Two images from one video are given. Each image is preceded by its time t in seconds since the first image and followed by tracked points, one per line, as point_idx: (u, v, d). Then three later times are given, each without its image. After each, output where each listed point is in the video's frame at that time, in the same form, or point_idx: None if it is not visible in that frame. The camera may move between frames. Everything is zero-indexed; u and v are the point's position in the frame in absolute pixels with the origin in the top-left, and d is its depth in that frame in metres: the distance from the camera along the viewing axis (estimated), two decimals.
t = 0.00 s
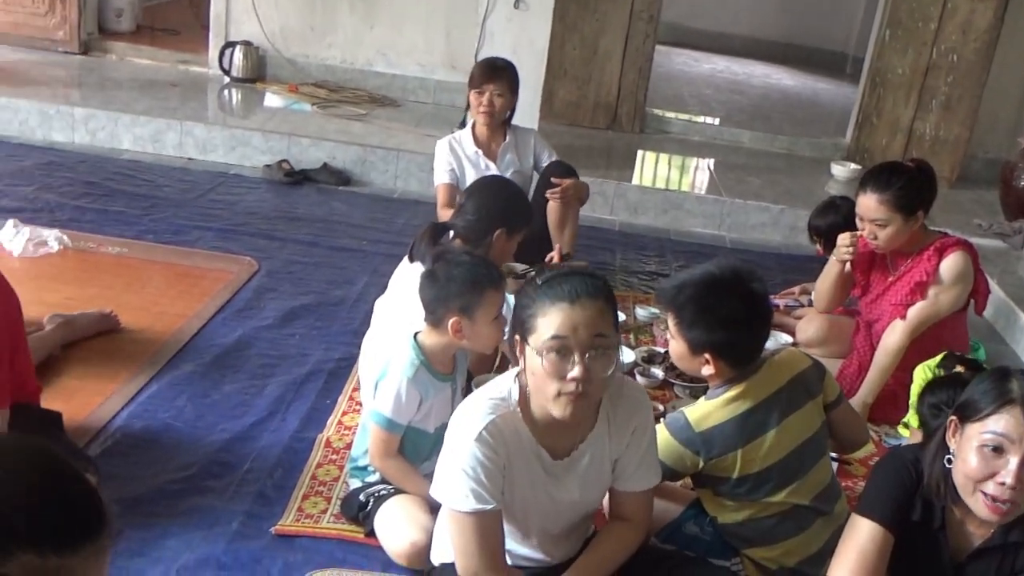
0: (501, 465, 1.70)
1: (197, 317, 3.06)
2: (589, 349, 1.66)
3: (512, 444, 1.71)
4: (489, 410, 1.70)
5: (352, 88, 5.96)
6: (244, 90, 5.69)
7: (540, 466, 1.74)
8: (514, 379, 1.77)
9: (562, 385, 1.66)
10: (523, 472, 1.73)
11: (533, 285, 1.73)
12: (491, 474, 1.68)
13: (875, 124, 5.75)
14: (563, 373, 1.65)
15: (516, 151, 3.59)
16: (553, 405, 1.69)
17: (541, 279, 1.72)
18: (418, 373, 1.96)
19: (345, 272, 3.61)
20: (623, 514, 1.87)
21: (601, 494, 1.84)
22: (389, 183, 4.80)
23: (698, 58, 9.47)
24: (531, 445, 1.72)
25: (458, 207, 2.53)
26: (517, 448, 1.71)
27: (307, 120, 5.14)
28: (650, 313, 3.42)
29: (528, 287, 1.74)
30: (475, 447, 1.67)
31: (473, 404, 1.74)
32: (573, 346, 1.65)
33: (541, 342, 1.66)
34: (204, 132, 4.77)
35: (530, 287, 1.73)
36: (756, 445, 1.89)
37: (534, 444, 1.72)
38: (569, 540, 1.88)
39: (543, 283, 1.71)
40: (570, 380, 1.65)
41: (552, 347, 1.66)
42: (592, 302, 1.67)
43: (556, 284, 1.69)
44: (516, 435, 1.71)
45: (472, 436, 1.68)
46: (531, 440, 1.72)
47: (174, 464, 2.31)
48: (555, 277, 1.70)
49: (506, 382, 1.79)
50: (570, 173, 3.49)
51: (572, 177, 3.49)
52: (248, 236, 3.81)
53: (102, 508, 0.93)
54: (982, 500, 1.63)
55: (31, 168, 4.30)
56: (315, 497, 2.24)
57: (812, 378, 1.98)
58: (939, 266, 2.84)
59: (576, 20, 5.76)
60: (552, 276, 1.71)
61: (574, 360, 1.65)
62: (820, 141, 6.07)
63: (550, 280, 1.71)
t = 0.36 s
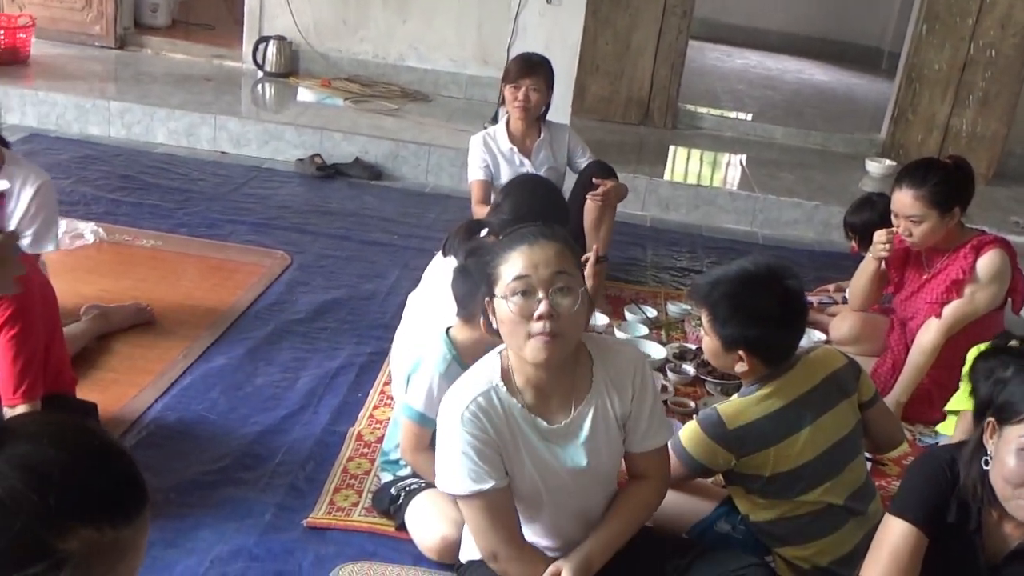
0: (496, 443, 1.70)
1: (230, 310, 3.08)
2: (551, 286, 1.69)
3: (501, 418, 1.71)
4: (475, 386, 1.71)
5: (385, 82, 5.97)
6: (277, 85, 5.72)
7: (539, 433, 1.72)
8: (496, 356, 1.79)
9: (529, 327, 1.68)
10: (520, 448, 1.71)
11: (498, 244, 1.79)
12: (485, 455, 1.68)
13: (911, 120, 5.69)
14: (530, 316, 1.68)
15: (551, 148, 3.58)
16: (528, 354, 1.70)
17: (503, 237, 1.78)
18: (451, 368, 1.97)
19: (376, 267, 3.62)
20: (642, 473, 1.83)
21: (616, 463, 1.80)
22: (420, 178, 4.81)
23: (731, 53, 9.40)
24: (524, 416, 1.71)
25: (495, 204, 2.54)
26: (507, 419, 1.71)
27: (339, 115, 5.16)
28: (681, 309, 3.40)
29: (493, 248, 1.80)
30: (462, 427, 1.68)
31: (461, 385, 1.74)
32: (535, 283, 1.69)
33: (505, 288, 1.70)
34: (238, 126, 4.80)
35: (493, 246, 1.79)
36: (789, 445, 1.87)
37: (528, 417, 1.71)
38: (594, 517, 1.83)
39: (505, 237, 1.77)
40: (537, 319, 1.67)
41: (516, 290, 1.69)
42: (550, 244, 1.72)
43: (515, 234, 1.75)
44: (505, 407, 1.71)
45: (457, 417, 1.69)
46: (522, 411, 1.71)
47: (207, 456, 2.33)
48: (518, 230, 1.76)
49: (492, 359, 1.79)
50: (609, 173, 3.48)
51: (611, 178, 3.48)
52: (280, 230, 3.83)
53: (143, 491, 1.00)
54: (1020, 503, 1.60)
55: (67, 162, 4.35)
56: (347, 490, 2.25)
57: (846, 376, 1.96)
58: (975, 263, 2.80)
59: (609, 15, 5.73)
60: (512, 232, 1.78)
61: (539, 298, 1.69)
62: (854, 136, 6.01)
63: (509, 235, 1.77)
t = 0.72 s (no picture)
0: (538, 410, 1.72)
1: (265, 305, 3.10)
2: (644, 286, 1.66)
3: (548, 388, 1.72)
4: (529, 353, 1.74)
5: (417, 78, 5.98)
6: (310, 81, 5.75)
7: (586, 412, 1.72)
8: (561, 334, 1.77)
9: (617, 321, 1.66)
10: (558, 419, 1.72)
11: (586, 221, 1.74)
12: (524, 417, 1.70)
13: (948, 118, 5.62)
14: (620, 307, 1.65)
15: (590, 148, 3.57)
16: (607, 341, 1.68)
17: (599, 216, 1.72)
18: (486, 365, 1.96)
19: (408, 263, 3.63)
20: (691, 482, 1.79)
21: (664, 462, 1.77)
22: (452, 174, 4.82)
23: (763, 49, 9.34)
24: (574, 389, 1.72)
25: (535, 202, 2.54)
26: (553, 390, 1.72)
27: (371, 111, 5.17)
28: (715, 309, 3.38)
29: (583, 223, 1.74)
30: (506, 386, 1.70)
31: (516, 352, 1.77)
32: (630, 282, 1.65)
33: (598, 275, 1.66)
34: (272, 122, 4.83)
35: (585, 223, 1.73)
36: (825, 444, 1.86)
37: (579, 394, 1.72)
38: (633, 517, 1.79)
39: (601, 219, 1.71)
40: (625, 315, 1.65)
41: (610, 282, 1.65)
42: (650, 240, 1.67)
43: (617, 222, 1.69)
44: (553, 379, 1.72)
45: (501, 376, 1.72)
46: (571, 383, 1.72)
47: (242, 449, 2.34)
48: (611, 213, 1.72)
49: (556, 335, 1.77)
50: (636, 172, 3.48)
51: (641, 183, 3.45)
52: (313, 226, 3.85)
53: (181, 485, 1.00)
54: None
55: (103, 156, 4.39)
56: (380, 485, 2.26)
57: (883, 377, 1.94)
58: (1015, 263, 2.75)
59: (642, 11, 5.71)
60: (610, 215, 1.72)
61: (631, 296, 1.65)
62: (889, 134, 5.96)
63: (606, 219, 1.71)
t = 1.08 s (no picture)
0: (661, 419, 1.64)
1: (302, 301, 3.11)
2: (784, 297, 1.56)
3: (677, 397, 1.64)
4: (660, 358, 1.65)
5: (454, 76, 5.98)
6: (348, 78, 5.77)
7: (713, 425, 1.65)
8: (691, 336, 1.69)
9: (755, 333, 1.57)
10: (685, 428, 1.64)
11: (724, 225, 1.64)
12: (651, 423, 1.63)
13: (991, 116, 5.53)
14: (760, 320, 1.56)
15: (637, 149, 3.55)
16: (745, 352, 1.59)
17: (734, 222, 1.62)
18: (526, 364, 1.96)
19: (445, 260, 3.63)
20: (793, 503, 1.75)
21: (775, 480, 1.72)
22: (489, 172, 4.81)
23: (801, 47, 9.25)
24: (707, 396, 1.64)
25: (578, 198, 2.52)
26: (681, 401, 1.64)
27: (408, 108, 5.18)
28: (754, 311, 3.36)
29: (720, 228, 1.64)
30: (631, 393, 1.63)
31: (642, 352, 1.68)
32: (770, 294, 1.56)
33: (739, 286, 1.57)
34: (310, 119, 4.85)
35: (722, 227, 1.63)
36: (870, 447, 1.84)
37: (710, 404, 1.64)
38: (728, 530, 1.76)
39: (736, 225, 1.61)
40: (764, 328, 1.56)
41: (750, 294, 1.56)
42: (790, 248, 1.57)
43: (753, 228, 1.58)
44: (682, 388, 1.64)
45: (630, 380, 1.64)
46: (703, 389, 1.64)
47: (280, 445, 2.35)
48: (752, 218, 1.61)
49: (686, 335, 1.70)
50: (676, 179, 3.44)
51: (680, 185, 3.45)
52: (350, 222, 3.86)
53: (232, 501, 1.08)
54: None
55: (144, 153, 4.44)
56: (417, 483, 2.26)
57: (930, 380, 1.90)
58: None
59: (680, 9, 5.67)
60: (747, 220, 1.61)
61: (770, 309, 1.56)
62: (931, 133, 5.88)
63: (743, 224, 1.60)
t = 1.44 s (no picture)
0: (666, 443, 1.61)
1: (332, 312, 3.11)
2: (808, 334, 1.51)
3: (684, 424, 1.61)
4: (670, 381, 1.62)
5: (482, 84, 5.98)
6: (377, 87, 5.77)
7: (717, 449, 1.62)
8: (704, 360, 1.64)
9: (773, 369, 1.52)
10: (693, 453, 1.62)
11: (758, 252, 1.57)
12: (656, 448, 1.61)
13: None
14: (779, 355, 1.51)
15: (674, 166, 3.50)
16: (762, 384, 1.54)
17: (768, 251, 1.55)
18: (556, 380, 1.96)
19: (474, 271, 3.63)
20: (801, 530, 1.73)
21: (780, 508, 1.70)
22: (517, 181, 4.81)
23: (831, 55, 9.20)
24: (711, 422, 1.61)
25: (606, 209, 2.51)
26: (688, 427, 1.61)
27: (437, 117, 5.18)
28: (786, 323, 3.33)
29: (751, 256, 1.57)
30: (638, 415, 1.60)
31: (652, 376, 1.65)
32: (795, 332, 1.50)
33: (763, 319, 1.52)
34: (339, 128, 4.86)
35: (755, 255, 1.56)
36: (905, 468, 1.81)
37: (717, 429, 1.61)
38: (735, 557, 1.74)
39: (769, 253, 1.54)
40: (783, 365, 1.50)
41: (772, 329, 1.51)
42: (821, 287, 1.50)
43: (789, 262, 1.51)
44: (689, 415, 1.61)
45: (639, 403, 1.61)
46: (709, 415, 1.61)
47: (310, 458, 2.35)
48: (788, 249, 1.53)
49: (697, 358, 1.66)
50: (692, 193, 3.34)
51: (694, 199, 3.34)
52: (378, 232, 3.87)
53: (273, 539, 1.02)
54: None
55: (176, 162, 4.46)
56: (447, 497, 2.25)
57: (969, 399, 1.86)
58: None
59: (710, 17, 5.64)
60: (780, 250, 1.54)
61: (792, 346, 1.50)
62: (963, 142, 5.82)
63: (777, 254, 1.53)
